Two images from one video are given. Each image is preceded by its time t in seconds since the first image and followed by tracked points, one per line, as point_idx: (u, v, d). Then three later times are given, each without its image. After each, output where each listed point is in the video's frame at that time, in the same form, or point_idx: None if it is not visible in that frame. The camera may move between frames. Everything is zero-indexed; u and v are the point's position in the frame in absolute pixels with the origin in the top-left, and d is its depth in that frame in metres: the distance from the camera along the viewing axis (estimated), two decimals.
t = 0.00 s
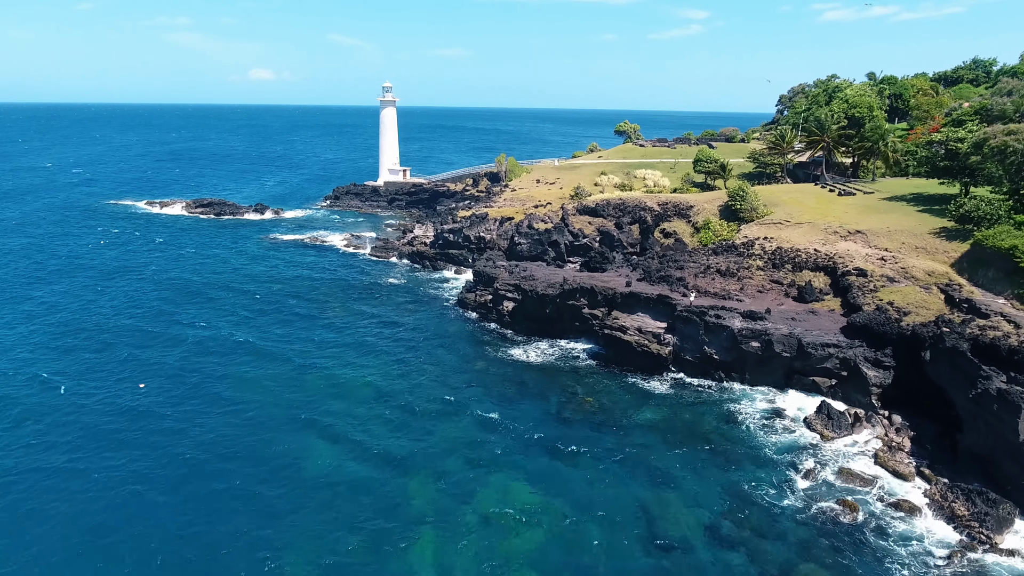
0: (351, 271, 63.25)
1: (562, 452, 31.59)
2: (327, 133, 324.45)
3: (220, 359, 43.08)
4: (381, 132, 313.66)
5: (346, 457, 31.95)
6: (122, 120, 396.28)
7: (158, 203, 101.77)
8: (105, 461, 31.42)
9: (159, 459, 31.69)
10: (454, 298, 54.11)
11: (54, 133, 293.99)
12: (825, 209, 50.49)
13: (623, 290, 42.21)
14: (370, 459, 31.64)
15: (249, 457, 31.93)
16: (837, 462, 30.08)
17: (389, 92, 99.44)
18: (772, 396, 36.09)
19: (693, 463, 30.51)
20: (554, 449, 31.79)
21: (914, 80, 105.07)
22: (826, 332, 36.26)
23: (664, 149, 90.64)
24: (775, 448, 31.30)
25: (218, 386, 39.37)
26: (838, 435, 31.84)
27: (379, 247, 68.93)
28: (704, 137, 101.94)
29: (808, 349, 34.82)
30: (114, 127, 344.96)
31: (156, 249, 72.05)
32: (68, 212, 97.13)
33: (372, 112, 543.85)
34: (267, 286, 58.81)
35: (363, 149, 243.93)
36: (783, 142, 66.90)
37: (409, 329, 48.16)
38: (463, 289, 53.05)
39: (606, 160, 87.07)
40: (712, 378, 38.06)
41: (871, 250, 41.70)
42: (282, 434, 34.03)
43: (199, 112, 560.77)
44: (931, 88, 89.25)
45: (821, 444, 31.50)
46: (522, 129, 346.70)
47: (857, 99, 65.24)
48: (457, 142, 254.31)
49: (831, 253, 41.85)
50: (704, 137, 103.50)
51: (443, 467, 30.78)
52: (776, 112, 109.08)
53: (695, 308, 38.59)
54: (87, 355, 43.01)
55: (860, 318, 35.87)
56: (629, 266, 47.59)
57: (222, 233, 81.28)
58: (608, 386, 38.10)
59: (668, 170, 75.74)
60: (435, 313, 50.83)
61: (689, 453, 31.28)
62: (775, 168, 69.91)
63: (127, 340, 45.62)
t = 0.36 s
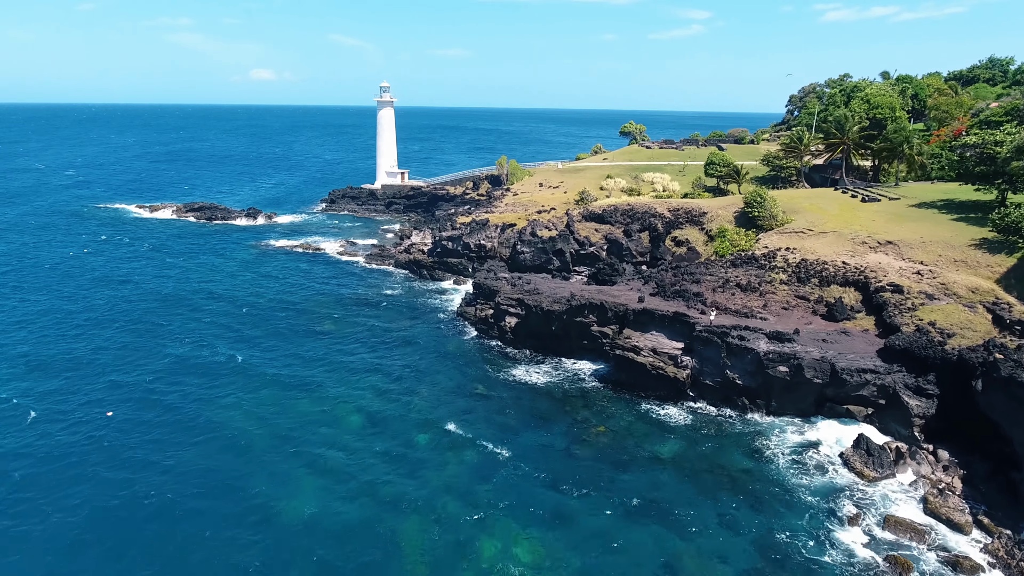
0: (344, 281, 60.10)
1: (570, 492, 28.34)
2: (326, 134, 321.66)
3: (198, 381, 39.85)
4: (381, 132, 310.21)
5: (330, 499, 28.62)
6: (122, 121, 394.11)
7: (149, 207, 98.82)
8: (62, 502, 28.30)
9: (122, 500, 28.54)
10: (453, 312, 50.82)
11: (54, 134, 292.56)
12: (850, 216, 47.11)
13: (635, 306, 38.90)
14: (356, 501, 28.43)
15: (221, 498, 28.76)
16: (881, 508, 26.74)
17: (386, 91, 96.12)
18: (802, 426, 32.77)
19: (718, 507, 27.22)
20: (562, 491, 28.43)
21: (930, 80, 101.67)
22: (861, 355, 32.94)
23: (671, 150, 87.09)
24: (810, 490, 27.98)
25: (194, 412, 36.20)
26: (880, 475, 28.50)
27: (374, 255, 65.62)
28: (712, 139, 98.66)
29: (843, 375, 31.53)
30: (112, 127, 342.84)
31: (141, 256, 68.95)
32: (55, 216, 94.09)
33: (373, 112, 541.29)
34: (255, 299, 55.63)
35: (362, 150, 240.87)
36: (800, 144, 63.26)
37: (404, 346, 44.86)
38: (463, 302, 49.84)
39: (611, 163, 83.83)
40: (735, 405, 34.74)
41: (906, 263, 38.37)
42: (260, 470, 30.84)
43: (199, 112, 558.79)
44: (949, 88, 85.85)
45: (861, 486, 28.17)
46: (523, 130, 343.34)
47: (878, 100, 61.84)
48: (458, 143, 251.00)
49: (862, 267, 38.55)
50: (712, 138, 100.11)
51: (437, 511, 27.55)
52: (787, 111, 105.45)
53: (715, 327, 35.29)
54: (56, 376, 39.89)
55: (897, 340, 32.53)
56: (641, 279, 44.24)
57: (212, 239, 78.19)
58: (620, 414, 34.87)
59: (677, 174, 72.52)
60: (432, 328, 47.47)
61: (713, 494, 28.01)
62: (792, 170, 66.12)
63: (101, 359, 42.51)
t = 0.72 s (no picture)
0: (337, 292, 56.87)
1: (582, 545, 25.00)
2: (325, 134, 318.80)
3: (173, 406, 36.68)
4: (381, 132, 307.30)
5: (308, 551, 25.33)
6: (122, 121, 392.22)
7: (138, 212, 95.64)
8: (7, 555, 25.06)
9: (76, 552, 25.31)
10: (452, 327, 47.50)
11: (54, 134, 291.25)
12: (880, 225, 43.69)
13: (650, 326, 35.52)
14: (339, 553, 25.12)
15: (188, 549, 25.53)
16: (939, 569, 23.32)
17: (384, 91, 92.85)
18: (839, 465, 29.39)
19: (751, 565, 23.85)
20: (571, 544, 25.02)
21: (946, 79, 98.32)
22: (905, 385, 29.56)
23: (680, 152, 83.71)
24: (854, 546, 24.60)
25: (166, 443, 33.00)
26: (933, 528, 25.11)
27: (369, 264, 62.43)
28: (721, 141, 95.43)
29: (886, 409, 28.18)
30: (111, 128, 340.97)
31: (125, 264, 65.72)
32: (40, 221, 90.83)
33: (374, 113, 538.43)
34: (242, 311, 52.47)
35: (361, 151, 237.69)
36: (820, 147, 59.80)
37: (398, 367, 41.56)
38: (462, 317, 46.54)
39: (617, 166, 80.57)
40: (763, 438, 31.35)
41: (947, 279, 35.02)
42: (234, 515, 27.59)
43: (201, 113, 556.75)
44: (970, 88, 82.49)
45: (913, 540, 24.77)
46: (524, 130, 340.28)
47: (903, 100, 58.42)
48: (459, 143, 247.72)
49: (899, 284, 35.20)
50: (722, 141, 96.61)
51: (431, 566, 24.25)
52: (799, 112, 101.82)
53: (740, 351, 31.92)
54: (18, 400, 36.64)
55: (945, 368, 29.14)
56: (654, 293, 40.90)
57: (201, 246, 74.94)
58: (635, 448, 31.56)
59: (687, 179, 69.36)
60: (428, 345, 44.17)
61: (744, 549, 24.66)
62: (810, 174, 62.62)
63: (70, 379, 39.41)
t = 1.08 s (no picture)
0: (329, 304, 53.63)
1: None
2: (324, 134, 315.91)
3: (142, 436, 33.37)
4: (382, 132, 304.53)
5: None
6: (121, 121, 390.19)
7: (127, 216, 92.48)
8: None
9: None
10: (450, 344, 44.15)
11: (53, 134, 289.47)
12: (914, 236, 40.26)
13: (668, 350, 32.10)
14: None
15: None
16: None
17: (381, 91, 89.51)
18: (886, 514, 26.00)
19: None
20: None
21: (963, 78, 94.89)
22: (961, 422, 26.06)
23: (689, 155, 80.33)
24: None
25: (131, 481, 29.74)
26: None
27: (363, 273, 59.10)
28: (731, 143, 92.13)
29: (941, 452, 24.78)
30: (109, 128, 338.33)
31: (107, 273, 62.48)
32: (25, 225, 87.64)
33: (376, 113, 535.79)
34: (226, 326, 49.20)
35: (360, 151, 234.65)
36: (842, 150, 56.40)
37: (391, 390, 38.22)
38: (460, 334, 43.30)
39: (624, 169, 77.29)
40: (797, 479, 27.98)
41: (997, 299, 31.59)
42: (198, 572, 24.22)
43: (202, 113, 555.48)
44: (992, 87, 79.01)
45: None
46: (525, 130, 337.01)
47: (931, 101, 55.03)
48: (460, 144, 244.57)
49: (944, 305, 31.75)
50: (731, 143, 93.18)
51: None
52: (811, 113, 98.36)
53: (770, 381, 28.47)
54: None
55: (1004, 402, 25.70)
56: (670, 311, 37.51)
57: (189, 252, 71.77)
58: (653, 492, 28.24)
59: (698, 183, 66.10)
60: (424, 366, 40.79)
61: None
62: (830, 179, 59.23)
63: (33, 405, 36.14)
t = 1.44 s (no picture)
0: (319, 318, 50.31)
1: None
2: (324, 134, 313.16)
3: (104, 472, 30.19)
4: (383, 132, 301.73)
5: None
6: (121, 121, 387.66)
7: (115, 219, 89.32)
8: None
9: None
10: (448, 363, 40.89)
11: (50, 134, 287.71)
12: (955, 251, 36.76)
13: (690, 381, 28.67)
14: None
15: None
16: None
17: (378, 91, 86.20)
18: None
19: None
20: None
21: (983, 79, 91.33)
22: None
23: (700, 159, 76.96)
24: None
25: (87, 527, 26.58)
26: None
27: (356, 283, 55.80)
28: (742, 146, 88.77)
29: (1013, 512, 21.32)
30: (107, 127, 335.79)
31: (86, 281, 59.26)
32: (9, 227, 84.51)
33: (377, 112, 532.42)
34: (208, 342, 45.96)
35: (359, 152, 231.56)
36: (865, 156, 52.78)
37: (382, 418, 34.86)
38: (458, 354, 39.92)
39: (631, 173, 73.97)
40: (839, 533, 24.60)
41: None
42: None
43: (203, 113, 553.81)
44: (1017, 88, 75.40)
45: None
46: (527, 131, 333.72)
47: (962, 102, 51.37)
48: (461, 145, 241.28)
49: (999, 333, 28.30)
50: (741, 146, 89.75)
51: None
52: (824, 115, 94.82)
53: (809, 421, 25.05)
54: None
55: None
56: (689, 333, 34.17)
57: (176, 259, 68.52)
58: (675, 546, 24.83)
59: (710, 189, 62.76)
60: (418, 389, 37.43)
61: None
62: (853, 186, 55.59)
63: None
